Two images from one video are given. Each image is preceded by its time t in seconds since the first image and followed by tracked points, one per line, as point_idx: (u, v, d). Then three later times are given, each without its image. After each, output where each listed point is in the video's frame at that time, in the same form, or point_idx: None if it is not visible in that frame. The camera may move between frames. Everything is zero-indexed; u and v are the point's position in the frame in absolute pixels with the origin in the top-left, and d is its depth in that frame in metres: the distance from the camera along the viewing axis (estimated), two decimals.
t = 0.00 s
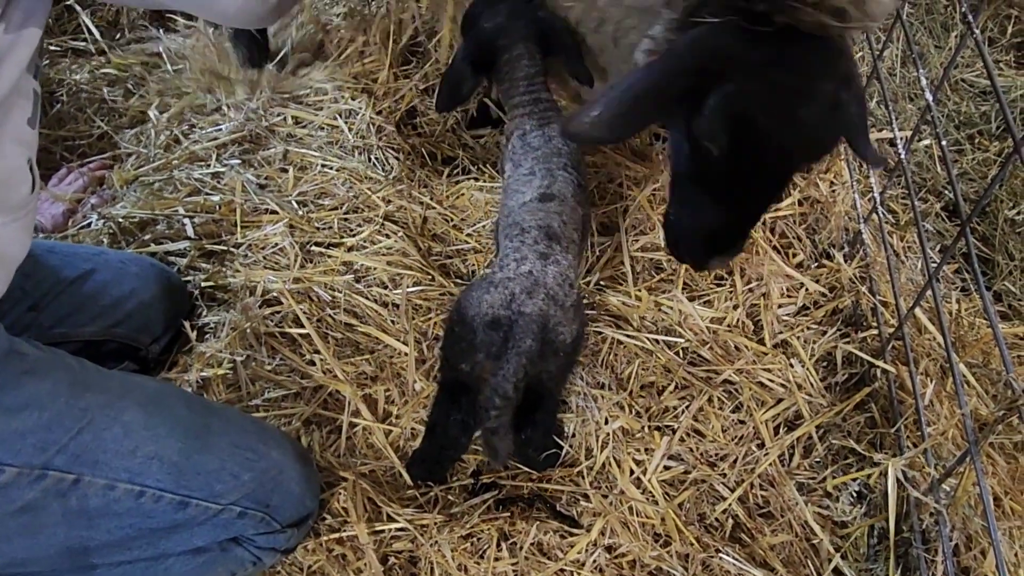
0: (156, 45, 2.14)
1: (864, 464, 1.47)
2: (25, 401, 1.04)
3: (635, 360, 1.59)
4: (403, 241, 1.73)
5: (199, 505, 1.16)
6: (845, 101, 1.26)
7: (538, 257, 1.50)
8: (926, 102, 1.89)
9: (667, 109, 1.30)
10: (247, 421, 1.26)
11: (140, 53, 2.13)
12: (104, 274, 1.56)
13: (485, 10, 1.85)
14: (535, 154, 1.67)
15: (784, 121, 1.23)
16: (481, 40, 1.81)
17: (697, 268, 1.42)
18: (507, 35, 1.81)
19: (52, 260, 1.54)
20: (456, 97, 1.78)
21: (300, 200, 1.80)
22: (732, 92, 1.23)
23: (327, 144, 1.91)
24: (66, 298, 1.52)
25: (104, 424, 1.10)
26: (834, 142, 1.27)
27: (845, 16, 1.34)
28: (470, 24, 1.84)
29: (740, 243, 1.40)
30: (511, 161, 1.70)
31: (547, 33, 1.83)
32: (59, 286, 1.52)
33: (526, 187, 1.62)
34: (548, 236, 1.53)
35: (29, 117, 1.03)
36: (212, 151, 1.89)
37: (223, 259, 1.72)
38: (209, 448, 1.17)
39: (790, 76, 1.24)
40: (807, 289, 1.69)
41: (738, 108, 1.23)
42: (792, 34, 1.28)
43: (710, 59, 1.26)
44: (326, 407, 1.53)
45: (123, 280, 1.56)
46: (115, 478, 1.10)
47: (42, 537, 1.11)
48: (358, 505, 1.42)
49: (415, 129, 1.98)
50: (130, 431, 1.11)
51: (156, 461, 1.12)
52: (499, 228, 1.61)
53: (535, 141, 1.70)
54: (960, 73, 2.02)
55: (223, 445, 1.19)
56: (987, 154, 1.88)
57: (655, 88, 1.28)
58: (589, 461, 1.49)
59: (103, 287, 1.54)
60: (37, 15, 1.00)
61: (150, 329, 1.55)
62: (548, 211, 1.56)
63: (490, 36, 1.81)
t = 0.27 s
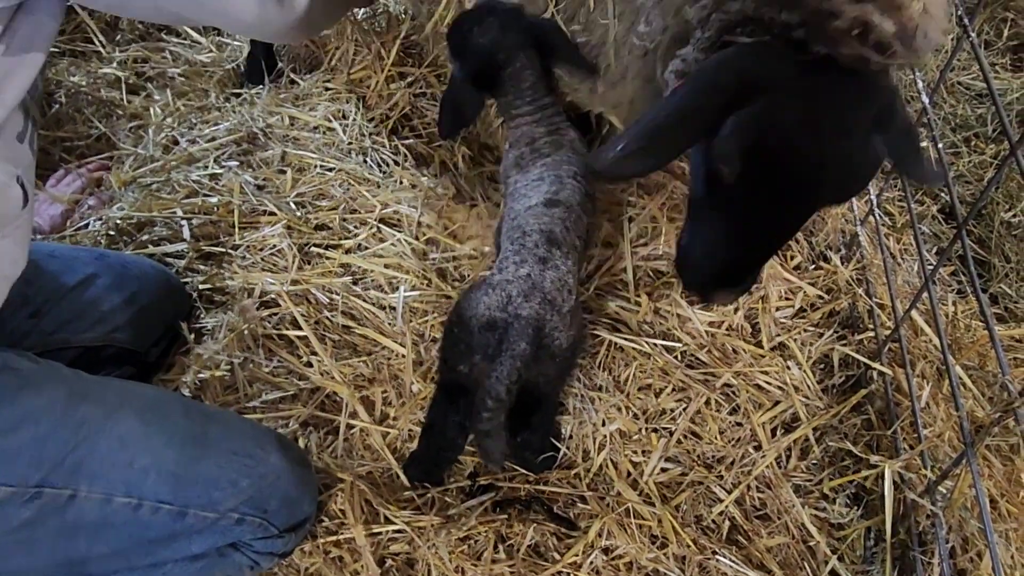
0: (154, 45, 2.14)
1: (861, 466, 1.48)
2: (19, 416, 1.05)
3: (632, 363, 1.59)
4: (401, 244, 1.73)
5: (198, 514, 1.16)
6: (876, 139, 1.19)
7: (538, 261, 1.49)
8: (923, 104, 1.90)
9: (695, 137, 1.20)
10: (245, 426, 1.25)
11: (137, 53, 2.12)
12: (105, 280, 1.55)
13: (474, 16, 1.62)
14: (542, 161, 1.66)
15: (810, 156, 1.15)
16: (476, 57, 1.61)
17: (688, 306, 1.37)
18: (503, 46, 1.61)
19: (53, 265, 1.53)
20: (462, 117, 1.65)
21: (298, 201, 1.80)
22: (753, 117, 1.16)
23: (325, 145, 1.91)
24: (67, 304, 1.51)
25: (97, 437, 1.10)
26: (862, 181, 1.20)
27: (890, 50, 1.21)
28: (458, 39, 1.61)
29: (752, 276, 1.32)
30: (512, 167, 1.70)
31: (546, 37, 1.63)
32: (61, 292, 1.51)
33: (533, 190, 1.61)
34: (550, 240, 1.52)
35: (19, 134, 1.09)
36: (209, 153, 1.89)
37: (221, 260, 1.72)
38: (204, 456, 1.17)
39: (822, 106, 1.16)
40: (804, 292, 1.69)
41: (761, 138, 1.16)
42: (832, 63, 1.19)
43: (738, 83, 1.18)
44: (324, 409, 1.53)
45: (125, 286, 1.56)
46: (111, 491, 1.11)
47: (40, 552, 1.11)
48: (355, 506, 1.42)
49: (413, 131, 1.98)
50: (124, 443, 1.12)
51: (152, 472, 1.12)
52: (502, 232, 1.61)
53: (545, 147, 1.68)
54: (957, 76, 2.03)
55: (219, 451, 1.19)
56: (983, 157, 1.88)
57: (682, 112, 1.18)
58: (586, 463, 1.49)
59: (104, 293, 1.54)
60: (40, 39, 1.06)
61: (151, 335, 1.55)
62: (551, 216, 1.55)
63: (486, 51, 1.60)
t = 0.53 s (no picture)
0: (152, 45, 2.14)
1: (859, 468, 1.48)
2: (18, 433, 1.05)
3: (630, 364, 1.59)
4: (399, 245, 1.73)
5: (199, 523, 1.15)
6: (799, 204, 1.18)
7: (545, 273, 1.45)
8: (920, 106, 1.90)
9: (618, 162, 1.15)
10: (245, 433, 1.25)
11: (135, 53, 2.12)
12: (107, 283, 1.55)
13: (444, 33, 1.61)
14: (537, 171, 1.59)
15: (723, 210, 1.13)
16: (450, 77, 1.63)
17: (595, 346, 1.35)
18: (478, 64, 1.61)
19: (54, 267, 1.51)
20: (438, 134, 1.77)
21: (297, 202, 1.80)
22: (679, 159, 1.12)
23: (323, 146, 1.91)
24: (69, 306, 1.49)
25: (96, 450, 1.10)
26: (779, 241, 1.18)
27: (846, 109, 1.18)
28: (432, 57, 1.62)
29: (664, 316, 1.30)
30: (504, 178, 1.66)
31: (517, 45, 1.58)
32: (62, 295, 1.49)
33: (534, 201, 1.54)
34: (557, 252, 1.48)
35: (20, 148, 1.08)
36: (208, 153, 1.89)
37: (219, 261, 1.72)
38: (204, 465, 1.17)
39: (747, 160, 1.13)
40: (802, 293, 1.69)
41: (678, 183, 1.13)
42: (768, 125, 1.15)
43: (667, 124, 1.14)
44: (322, 410, 1.53)
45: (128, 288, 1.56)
46: (112, 504, 1.10)
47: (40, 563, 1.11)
48: (352, 507, 1.42)
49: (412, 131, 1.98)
50: (125, 456, 1.11)
51: (152, 483, 1.12)
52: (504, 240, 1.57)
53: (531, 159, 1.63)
54: (954, 78, 2.03)
55: (220, 459, 1.19)
56: (980, 159, 1.89)
57: (608, 148, 1.14)
58: (584, 464, 1.49)
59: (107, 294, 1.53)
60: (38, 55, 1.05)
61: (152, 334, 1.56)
62: (556, 226, 1.50)
63: (459, 70, 1.62)
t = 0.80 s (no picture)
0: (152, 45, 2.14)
1: (857, 470, 1.48)
2: (17, 434, 1.05)
3: (630, 366, 1.58)
4: (399, 246, 1.74)
5: (198, 524, 1.15)
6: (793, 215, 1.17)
7: (553, 277, 1.41)
8: (920, 109, 1.90)
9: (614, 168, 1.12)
10: (246, 436, 1.26)
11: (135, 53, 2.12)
12: (106, 286, 1.55)
13: (423, 48, 1.63)
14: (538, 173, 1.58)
15: (715, 219, 1.12)
16: (429, 93, 1.65)
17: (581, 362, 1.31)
18: (456, 80, 1.64)
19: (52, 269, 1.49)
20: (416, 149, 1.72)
21: (297, 204, 1.80)
22: (674, 165, 1.10)
23: (323, 148, 1.91)
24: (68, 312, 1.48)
25: (97, 450, 1.10)
26: (771, 252, 1.17)
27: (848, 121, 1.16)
28: (411, 73, 1.64)
29: (652, 330, 1.27)
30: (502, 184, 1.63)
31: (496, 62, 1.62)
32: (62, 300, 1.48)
33: (538, 203, 1.52)
34: (564, 256, 1.45)
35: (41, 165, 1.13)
36: (208, 155, 1.89)
37: (220, 262, 1.72)
38: (203, 466, 1.17)
39: (743, 170, 1.12)
40: (801, 295, 1.69)
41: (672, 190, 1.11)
42: (767, 135, 1.13)
43: (663, 131, 1.12)
44: (321, 411, 1.53)
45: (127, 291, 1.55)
46: (111, 505, 1.10)
47: (37, 563, 1.10)
48: (352, 508, 1.42)
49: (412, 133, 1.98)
50: (126, 458, 1.12)
51: (151, 483, 1.12)
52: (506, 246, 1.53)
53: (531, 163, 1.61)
54: (953, 81, 2.04)
55: (221, 460, 1.19)
56: (979, 162, 1.89)
57: (602, 150, 1.10)
58: (584, 466, 1.49)
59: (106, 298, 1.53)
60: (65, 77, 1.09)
61: (151, 337, 1.56)
62: (562, 230, 1.47)
63: (438, 86, 1.64)
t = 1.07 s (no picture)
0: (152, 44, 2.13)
1: (858, 470, 1.48)
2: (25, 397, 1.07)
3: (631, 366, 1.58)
4: (399, 245, 1.73)
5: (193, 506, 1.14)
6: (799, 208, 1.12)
7: (555, 285, 1.38)
8: (921, 109, 1.90)
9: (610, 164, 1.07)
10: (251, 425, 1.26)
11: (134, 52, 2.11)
12: (113, 276, 1.52)
13: (411, 54, 1.58)
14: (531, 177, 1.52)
15: (715, 218, 1.07)
16: (419, 97, 1.57)
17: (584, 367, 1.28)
18: (446, 85, 1.57)
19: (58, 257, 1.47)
20: (405, 156, 1.63)
21: (297, 203, 1.80)
22: (672, 163, 1.05)
23: (323, 147, 1.91)
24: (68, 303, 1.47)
25: (103, 422, 1.11)
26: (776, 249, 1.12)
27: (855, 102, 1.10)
28: (399, 79, 1.58)
29: (657, 335, 1.22)
30: (497, 190, 1.58)
31: (488, 68, 1.58)
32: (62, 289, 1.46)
33: (533, 209, 1.48)
34: (564, 261, 1.41)
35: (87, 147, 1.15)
36: (208, 154, 1.89)
37: (220, 262, 1.72)
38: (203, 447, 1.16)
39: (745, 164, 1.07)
40: (802, 295, 1.68)
41: (672, 189, 1.05)
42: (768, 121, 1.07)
43: (659, 127, 1.07)
44: (321, 411, 1.53)
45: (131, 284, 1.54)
46: (109, 476, 1.10)
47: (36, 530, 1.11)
48: (352, 508, 1.42)
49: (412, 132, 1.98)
50: (131, 430, 1.12)
51: (151, 460, 1.12)
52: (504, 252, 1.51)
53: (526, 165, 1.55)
54: (954, 80, 2.03)
55: (221, 444, 1.18)
56: (980, 162, 1.89)
57: (600, 144, 1.05)
58: (584, 466, 1.49)
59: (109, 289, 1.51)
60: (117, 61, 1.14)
61: (150, 332, 1.55)
62: (559, 233, 1.43)
63: (428, 91, 1.57)
